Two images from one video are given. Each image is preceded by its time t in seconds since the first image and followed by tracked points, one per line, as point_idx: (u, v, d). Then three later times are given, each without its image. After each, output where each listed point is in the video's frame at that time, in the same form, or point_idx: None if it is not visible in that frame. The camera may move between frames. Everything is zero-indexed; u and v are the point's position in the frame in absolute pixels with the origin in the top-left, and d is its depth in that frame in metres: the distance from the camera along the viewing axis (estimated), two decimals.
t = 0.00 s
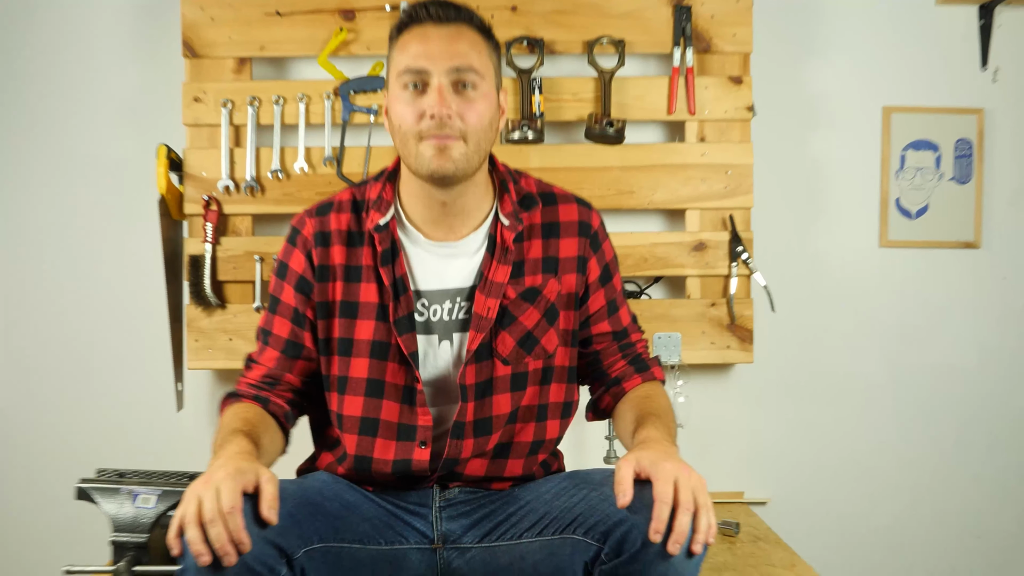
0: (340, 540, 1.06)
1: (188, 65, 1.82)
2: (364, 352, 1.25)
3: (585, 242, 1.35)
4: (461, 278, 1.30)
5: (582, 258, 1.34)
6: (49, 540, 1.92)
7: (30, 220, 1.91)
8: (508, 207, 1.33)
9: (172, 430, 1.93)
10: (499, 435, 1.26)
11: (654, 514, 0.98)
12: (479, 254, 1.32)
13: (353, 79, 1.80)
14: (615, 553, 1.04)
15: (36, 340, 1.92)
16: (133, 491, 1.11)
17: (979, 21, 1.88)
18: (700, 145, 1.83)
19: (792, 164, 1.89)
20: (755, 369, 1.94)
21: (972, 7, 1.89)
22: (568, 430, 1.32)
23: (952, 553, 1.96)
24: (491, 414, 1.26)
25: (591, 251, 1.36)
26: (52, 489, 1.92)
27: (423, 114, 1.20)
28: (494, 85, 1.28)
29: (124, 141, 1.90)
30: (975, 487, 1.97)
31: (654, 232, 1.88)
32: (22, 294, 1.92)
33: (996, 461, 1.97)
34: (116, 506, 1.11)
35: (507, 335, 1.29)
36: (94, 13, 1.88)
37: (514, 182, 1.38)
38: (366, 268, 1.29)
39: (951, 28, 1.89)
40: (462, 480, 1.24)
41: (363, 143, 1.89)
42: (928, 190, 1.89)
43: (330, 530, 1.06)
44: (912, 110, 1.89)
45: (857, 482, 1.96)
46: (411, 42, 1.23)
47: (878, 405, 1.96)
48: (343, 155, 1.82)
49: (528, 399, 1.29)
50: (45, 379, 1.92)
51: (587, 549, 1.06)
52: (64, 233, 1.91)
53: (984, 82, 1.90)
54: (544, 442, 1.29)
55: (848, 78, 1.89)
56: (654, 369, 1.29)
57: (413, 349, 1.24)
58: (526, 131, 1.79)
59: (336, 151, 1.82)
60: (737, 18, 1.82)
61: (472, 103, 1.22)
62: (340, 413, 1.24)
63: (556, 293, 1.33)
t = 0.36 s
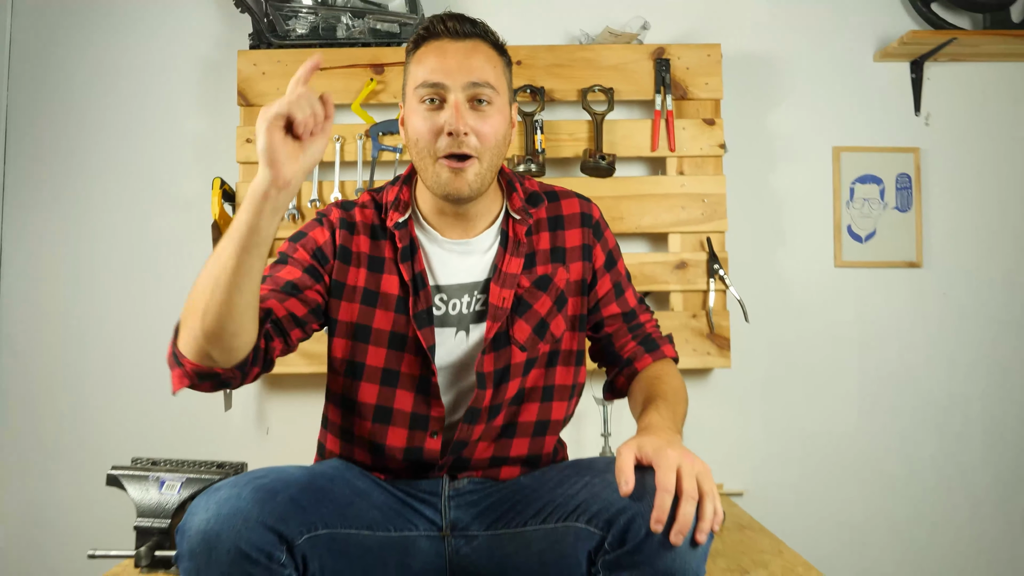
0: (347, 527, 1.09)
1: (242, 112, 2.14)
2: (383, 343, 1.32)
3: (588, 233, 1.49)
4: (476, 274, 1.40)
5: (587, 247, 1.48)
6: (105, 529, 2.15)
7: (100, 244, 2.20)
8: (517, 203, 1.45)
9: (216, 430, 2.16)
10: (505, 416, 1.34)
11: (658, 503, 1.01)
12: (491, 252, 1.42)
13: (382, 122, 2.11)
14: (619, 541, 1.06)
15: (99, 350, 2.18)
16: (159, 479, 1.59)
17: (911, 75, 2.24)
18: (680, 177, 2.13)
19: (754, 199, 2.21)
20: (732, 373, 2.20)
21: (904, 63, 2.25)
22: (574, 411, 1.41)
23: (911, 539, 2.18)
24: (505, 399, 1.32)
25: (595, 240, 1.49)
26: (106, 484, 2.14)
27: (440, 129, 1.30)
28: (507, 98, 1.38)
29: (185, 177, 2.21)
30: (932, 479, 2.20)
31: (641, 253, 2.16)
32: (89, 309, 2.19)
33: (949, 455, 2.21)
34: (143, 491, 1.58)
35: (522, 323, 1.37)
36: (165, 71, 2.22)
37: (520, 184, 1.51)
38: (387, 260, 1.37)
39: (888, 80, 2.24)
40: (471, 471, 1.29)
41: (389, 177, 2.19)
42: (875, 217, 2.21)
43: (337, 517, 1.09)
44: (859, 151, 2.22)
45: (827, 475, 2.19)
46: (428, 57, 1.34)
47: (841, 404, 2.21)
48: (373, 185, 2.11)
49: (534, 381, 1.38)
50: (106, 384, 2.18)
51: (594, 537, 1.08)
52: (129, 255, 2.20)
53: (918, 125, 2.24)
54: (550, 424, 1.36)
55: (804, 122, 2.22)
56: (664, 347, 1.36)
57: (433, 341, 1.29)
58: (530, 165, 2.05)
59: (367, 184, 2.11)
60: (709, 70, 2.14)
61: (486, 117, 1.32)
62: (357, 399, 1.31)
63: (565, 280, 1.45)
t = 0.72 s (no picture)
0: (360, 532, 1.15)
1: (252, 128, 2.18)
2: (399, 370, 1.32)
3: (598, 243, 1.52)
4: (492, 297, 1.39)
5: (599, 258, 1.50)
6: (120, 534, 2.20)
7: (114, 256, 2.25)
8: (532, 219, 1.46)
9: (228, 438, 2.22)
10: (519, 428, 1.36)
11: (673, 509, 1.04)
12: (504, 275, 1.41)
13: (388, 137, 2.15)
14: (633, 548, 1.12)
15: (113, 360, 2.23)
16: (170, 488, 1.51)
17: (908, 91, 2.29)
18: (680, 190, 2.17)
19: (751, 213, 2.26)
20: (732, 381, 2.24)
21: (900, 80, 2.31)
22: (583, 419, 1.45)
23: (906, 542, 2.24)
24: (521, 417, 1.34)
25: (605, 251, 1.52)
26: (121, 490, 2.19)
27: (453, 161, 1.29)
28: (522, 127, 1.37)
29: (197, 191, 2.27)
30: (927, 484, 2.26)
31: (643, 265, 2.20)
32: (103, 321, 2.24)
33: (943, 461, 2.26)
34: (154, 500, 1.50)
35: (542, 343, 1.39)
36: (178, 89, 2.28)
37: (530, 198, 1.51)
38: (401, 285, 1.36)
39: (884, 96, 2.30)
40: (481, 476, 1.31)
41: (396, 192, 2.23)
42: (872, 230, 2.27)
43: (351, 523, 1.14)
44: (855, 165, 2.28)
45: (825, 480, 2.25)
46: (442, 84, 1.32)
47: (838, 412, 2.26)
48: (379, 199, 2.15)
49: (548, 395, 1.41)
50: (120, 393, 2.23)
51: (606, 543, 1.16)
52: (143, 267, 2.25)
53: (914, 140, 2.30)
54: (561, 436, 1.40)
55: (801, 137, 2.28)
56: (674, 353, 1.43)
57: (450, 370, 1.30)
58: (534, 178, 2.09)
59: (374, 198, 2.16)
60: (709, 85, 2.18)
61: (499, 151, 1.31)
62: (369, 422, 1.32)
63: (580, 295, 1.47)
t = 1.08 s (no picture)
0: (351, 518, 1.16)
1: (245, 115, 2.17)
2: (391, 360, 1.32)
3: (595, 237, 1.52)
4: (486, 287, 1.40)
5: (595, 252, 1.51)
6: (114, 520, 2.21)
7: (107, 242, 2.25)
8: (529, 212, 1.46)
9: (222, 426, 2.22)
10: (512, 419, 1.36)
11: (660, 497, 1.06)
12: (499, 265, 1.42)
13: (382, 126, 2.14)
14: (621, 535, 1.14)
15: (106, 348, 2.23)
16: (163, 475, 1.51)
17: (902, 84, 2.30)
18: (674, 181, 2.17)
19: (745, 204, 2.27)
20: (724, 372, 2.26)
21: (895, 73, 2.31)
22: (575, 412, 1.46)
23: (894, 531, 2.27)
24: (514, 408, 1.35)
25: (601, 245, 1.53)
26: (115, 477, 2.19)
27: (450, 126, 1.28)
28: (518, 101, 1.37)
29: (190, 179, 2.26)
30: (914, 474, 2.28)
31: (636, 255, 2.21)
32: (95, 308, 2.24)
33: (931, 452, 2.29)
34: (147, 486, 1.50)
35: (537, 335, 1.39)
36: (171, 75, 2.27)
37: (528, 189, 1.51)
38: (396, 275, 1.36)
39: (878, 89, 2.30)
40: (473, 466, 1.32)
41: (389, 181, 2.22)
42: (864, 222, 2.28)
43: (341, 509, 1.15)
44: (848, 157, 2.29)
45: (814, 470, 2.27)
46: (439, 56, 1.33)
47: (828, 403, 2.28)
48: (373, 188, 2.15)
49: (540, 386, 1.41)
50: (113, 381, 2.23)
51: (594, 530, 1.17)
52: (135, 254, 2.25)
53: (907, 133, 2.31)
54: (553, 426, 1.41)
55: (795, 129, 2.29)
56: (665, 349, 1.45)
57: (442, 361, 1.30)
58: (528, 168, 2.08)
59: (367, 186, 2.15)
60: (704, 76, 2.18)
61: (496, 119, 1.31)
62: (361, 411, 1.32)
63: (575, 288, 1.47)
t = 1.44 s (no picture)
0: (346, 506, 1.17)
1: (244, 107, 2.18)
2: (388, 345, 1.33)
3: (592, 234, 1.52)
4: (483, 276, 1.40)
5: (592, 248, 1.51)
6: (111, 509, 2.22)
7: (105, 233, 2.25)
8: (525, 205, 1.46)
9: (220, 416, 2.23)
10: (509, 411, 1.37)
11: (654, 490, 1.08)
12: (496, 255, 1.42)
13: (380, 118, 2.14)
14: (615, 526, 1.14)
15: (104, 339, 2.24)
16: (161, 464, 1.52)
17: (899, 81, 2.31)
18: (671, 175, 2.18)
19: (742, 200, 2.27)
20: (720, 366, 2.26)
21: (893, 69, 2.31)
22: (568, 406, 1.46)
23: (887, 526, 2.28)
24: (509, 399, 1.36)
25: (598, 242, 1.53)
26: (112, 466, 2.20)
27: (448, 143, 1.28)
28: (516, 109, 1.36)
29: (189, 170, 2.26)
30: (908, 470, 2.29)
31: (633, 249, 2.21)
32: (93, 299, 2.24)
33: (925, 448, 2.30)
34: (145, 475, 1.51)
35: (531, 327, 1.40)
36: (170, 67, 2.27)
37: (525, 183, 1.51)
38: (393, 261, 1.37)
39: (876, 85, 2.31)
40: (468, 454, 1.33)
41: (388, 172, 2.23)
42: (861, 218, 2.29)
43: (336, 496, 1.16)
44: (845, 153, 2.29)
45: (808, 465, 2.28)
46: (437, 63, 1.30)
47: (823, 398, 2.29)
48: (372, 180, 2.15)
49: (537, 381, 1.42)
50: (111, 371, 2.24)
51: (589, 522, 1.17)
52: (134, 244, 2.25)
53: (905, 130, 2.31)
54: (547, 419, 1.41)
55: (793, 125, 2.29)
56: (655, 347, 1.46)
57: (436, 347, 1.31)
58: (526, 161, 2.09)
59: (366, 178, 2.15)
60: (702, 71, 2.18)
61: (494, 133, 1.30)
62: (359, 394, 1.33)
63: (571, 283, 1.48)
